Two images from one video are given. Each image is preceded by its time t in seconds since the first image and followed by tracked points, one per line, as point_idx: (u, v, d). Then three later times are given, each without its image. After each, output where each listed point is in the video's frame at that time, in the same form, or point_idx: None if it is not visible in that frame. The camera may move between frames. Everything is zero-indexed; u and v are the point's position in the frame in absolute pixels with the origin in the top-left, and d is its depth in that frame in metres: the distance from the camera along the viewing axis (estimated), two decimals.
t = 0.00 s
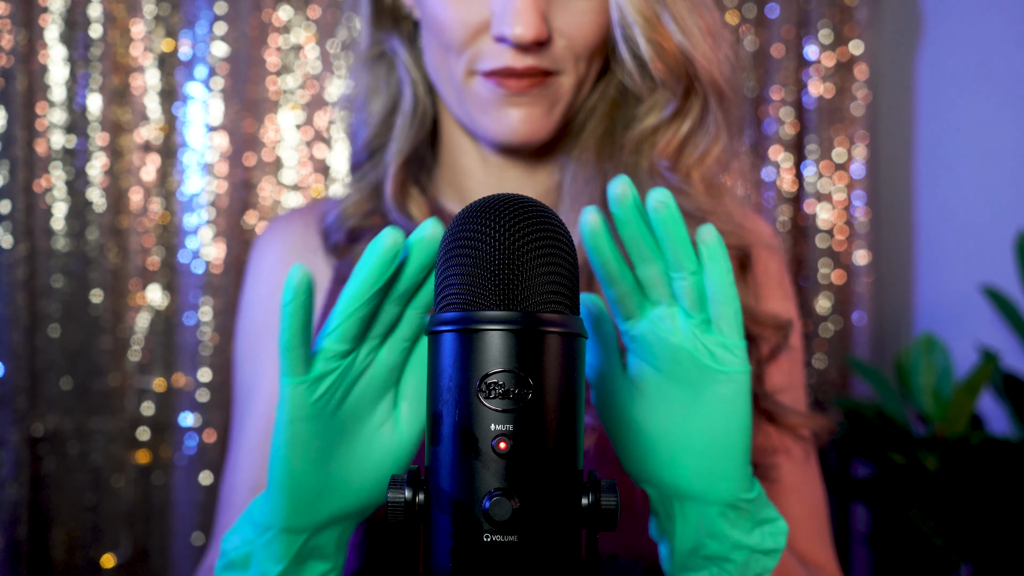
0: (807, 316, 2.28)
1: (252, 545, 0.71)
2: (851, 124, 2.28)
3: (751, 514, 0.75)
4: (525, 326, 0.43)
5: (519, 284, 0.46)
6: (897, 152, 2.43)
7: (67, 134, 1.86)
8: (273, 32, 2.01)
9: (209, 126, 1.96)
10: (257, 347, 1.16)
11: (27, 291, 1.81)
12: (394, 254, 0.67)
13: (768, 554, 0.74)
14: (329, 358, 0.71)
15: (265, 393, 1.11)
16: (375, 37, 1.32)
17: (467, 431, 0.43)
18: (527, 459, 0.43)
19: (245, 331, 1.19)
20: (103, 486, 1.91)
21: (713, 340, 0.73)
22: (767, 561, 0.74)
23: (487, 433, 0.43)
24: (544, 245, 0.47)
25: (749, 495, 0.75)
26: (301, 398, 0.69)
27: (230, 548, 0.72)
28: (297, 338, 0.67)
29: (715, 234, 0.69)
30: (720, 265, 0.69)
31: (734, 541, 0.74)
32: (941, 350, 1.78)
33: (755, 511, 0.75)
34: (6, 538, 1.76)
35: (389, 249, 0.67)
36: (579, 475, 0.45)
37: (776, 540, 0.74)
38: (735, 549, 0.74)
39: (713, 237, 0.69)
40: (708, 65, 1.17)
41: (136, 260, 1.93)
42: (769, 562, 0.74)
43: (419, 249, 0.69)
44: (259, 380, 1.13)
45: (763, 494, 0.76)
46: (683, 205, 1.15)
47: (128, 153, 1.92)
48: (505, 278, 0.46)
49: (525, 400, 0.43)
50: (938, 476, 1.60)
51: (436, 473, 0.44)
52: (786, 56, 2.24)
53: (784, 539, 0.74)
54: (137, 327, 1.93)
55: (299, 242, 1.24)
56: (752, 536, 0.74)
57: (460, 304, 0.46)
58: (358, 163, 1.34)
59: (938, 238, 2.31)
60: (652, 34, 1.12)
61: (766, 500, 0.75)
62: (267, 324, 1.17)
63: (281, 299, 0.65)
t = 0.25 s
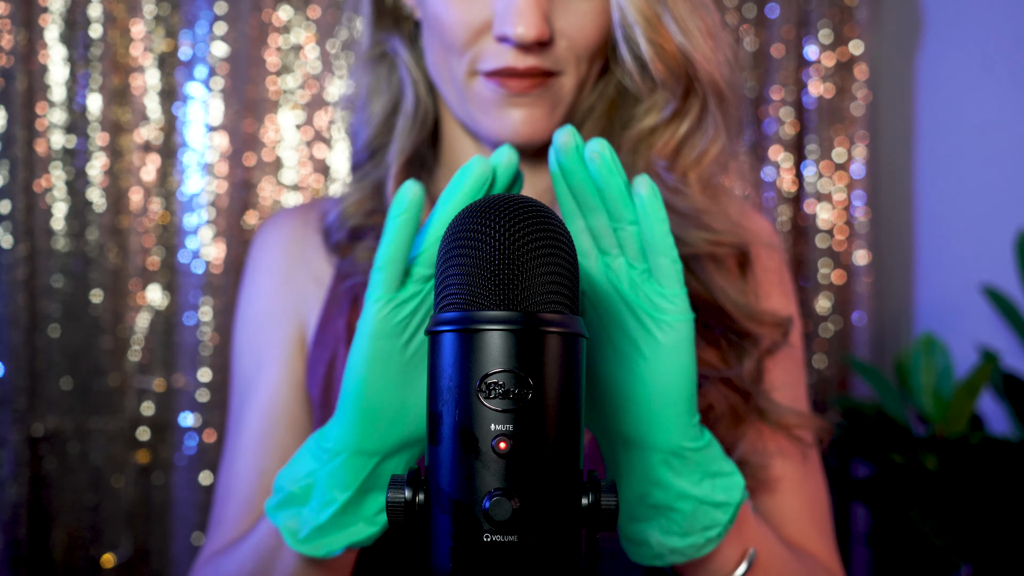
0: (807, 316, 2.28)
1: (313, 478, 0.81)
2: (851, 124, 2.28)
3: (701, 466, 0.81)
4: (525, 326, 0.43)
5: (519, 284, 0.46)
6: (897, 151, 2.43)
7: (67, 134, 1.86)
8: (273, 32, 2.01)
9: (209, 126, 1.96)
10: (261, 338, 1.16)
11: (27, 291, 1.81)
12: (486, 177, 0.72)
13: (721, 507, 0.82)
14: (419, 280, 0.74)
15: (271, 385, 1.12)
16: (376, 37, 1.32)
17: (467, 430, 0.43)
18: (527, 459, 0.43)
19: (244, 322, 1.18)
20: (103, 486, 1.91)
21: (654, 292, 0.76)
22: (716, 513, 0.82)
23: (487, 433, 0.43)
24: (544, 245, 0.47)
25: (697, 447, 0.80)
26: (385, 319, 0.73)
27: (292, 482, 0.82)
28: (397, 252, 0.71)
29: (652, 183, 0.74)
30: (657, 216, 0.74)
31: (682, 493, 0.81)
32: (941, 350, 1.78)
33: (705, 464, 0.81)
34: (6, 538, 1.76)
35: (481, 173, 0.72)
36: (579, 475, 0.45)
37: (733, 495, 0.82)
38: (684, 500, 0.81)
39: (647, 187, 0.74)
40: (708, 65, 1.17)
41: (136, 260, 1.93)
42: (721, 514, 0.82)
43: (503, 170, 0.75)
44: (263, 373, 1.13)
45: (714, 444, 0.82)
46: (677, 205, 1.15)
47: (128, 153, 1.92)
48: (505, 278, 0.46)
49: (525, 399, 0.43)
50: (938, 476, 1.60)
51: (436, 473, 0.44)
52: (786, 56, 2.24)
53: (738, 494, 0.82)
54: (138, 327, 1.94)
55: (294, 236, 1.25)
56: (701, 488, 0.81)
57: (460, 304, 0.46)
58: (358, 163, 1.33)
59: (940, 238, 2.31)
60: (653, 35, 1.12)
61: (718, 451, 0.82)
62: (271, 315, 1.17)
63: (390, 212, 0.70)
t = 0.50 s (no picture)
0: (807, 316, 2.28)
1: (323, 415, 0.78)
2: (851, 124, 2.28)
3: (699, 400, 0.79)
4: (525, 325, 0.43)
5: (519, 284, 0.46)
6: (897, 152, 2.43)
7: (67, 134, 1.86)
8: (273, 32, 2.01)
9: (209, 126, 1.96)
10: (263, 332, 1.15)
11: (27, 291, 1.81)
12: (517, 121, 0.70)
13: (715, 441, 0.81)
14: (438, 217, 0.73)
15: (271, 374, 1.11)
16: (376, 36, 1.32)
17: (467, 430, 0.43)
18: (528, 459, 0.43)
19: (244, 314, 1.19)
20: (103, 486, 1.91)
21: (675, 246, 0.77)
22: (710, 446, 0.81)
23: (487, 433, 0.43)
24: (544, 245, 0.47)
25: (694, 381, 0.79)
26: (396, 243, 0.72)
27: (300, 421, 0.80)
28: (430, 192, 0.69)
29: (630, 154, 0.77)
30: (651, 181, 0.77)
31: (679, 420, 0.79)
32: (941, 350, 1.79)
33: (703, 398, 0.80)
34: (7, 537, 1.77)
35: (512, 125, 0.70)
36: (579, 475, 0.45)
37: (728, 431, 0.82)
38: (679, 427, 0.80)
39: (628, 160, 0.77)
40: (709, 64, 1.17)
41: (136, 260, 1.93)
42: (715, 449, 0.81)
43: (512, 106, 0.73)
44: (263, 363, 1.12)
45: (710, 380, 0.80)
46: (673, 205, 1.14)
47: (128, 153, 1.92)
48: (505, 278, 0.46)
49: (525, 400, 0.43)
50: (938, 476, 1.60)
51: (436, 473, 0.44)
52: (786, 56, 2.24)
53: (733, 431, 0.82)
54: (138, 327, 1.93)
55: (295, 234, 1.26)
56: (698, 420, 0.80)
57: (460, 304, 0.46)
58: (359, 163, 1.33)
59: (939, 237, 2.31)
60: (655, 35, 1.12)
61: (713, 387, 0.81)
62: (274, 307, 1.17)
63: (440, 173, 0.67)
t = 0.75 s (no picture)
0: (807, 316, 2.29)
1: (337, 391, 0.80)
2: (851, 124, 2.28)
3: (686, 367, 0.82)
4: (525, 325, 0.43)
5: (519, 284, 0.46)
6: (896, 152, 2.44)
7: (67, 134, 1.85)
8: (273, 32, 2.02)
9: (209, 126, 1.96)
10: (265, 328, 1.15)
11: (27, 291, 1.81)
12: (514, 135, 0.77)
13: (699, 411, 0.83)
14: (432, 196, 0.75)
15: (272, 369, 1.11)
16: (375, 36, 1.32)
17: (467, 431, 0.43)
18: (528, 458, 0.43)
19: (243, 312, 1.19)
20: (103, 486, 1.91)
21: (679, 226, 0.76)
22: (695, 415, 0.83)
23: (487, 433, 0.43)
24: (544, 245, 0.47)
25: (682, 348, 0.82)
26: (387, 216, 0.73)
27: (314, 400, 0.81)
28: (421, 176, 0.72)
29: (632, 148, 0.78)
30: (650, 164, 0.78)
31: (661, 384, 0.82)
32: (941, 350, 1.79)
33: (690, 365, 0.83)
34: (7, 538, 1.76)
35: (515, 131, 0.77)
36: (579, 475, 0.45)
37: (716, 403, 0.83)
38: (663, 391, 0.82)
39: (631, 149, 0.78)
40: (708, 63, 1.17)
41: (136, 260, 1.93)
42: (698, 418, 0.83)
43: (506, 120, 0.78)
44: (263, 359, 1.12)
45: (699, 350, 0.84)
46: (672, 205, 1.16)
47: (128, 153, 1.92)
48: (505, 278, 0.46)
49: (525, 399, 0.43)
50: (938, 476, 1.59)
51: (436, 473, 0.44)
52: (786, 56, 2.24)
53: (719, 403, 0.83)
54: (138, 327, 1.94)
55: (295, 232, 1.27)
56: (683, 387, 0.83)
57: (460, 304, 0.46)
58: (358, 163, 1.32)
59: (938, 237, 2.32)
60: (653, 35, 1.12)
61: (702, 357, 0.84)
62: (276, 304, 1.18)
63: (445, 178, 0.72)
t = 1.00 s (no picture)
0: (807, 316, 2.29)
1: (399, 403, 0.79)
2: (851, 124, 2.28)
3: (636, 356, 0.81)
4: (525, 325, 0.43)
5: (519, 284, 0.46)
6: (896, 151, 2.44)
7: (67, 134, 1.86)
8: (273, 32, 2.02)
9: (209, 126, 1.96)
10: (265, 333, 1.14)
11: (27, 291, 1.81)
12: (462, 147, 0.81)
13: (643, 400, 0.83)
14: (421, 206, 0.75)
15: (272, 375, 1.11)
16: (373, 36, 1.32)
17: (467, 430, 0.43)
18: (528, 458, 0.43)
19: (241, 317, 1.16)
20: (103, 486, 1.91)
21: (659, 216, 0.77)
22: (637, 403, 0.83)
23: (488, 433, 0.43)
24: (543, 245, 0.47)
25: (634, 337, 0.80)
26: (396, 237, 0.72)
27: (372, 419, 0.81)
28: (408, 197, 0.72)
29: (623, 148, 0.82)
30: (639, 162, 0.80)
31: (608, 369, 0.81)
32: (941, 350, 1.78)
33: (641, 355, 0.81)
34: (6, 538, 1.76)
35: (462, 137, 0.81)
36: (579, 475, 0.45)
37: (661, 394, 0.83)
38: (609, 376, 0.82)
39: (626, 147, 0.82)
40: (705, 61, 1.17)
41: (136, 260, 1.93)
42: (640, 406, 0.83)
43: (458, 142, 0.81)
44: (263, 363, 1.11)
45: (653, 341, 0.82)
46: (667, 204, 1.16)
47: (128, 153, 1.92)
48: (505, 278, 0.46)
49: (525, 399, 0.43)
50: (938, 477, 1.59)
51: (436, 473, 0.44)
52: (786, 56, 2.24)
53: (665, 395, 0.83)
54: (137, 327, 1.94)
55: (291, 236, 1.25)
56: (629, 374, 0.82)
57: (460, 304, 0.46)
58: (355, 163, 1.33)
59: (938, 236, 2.32)
60: (650, 33, 1.12)
61: (655, 348, 0.82)
62: (275, 309, 1.16)
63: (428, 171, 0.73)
